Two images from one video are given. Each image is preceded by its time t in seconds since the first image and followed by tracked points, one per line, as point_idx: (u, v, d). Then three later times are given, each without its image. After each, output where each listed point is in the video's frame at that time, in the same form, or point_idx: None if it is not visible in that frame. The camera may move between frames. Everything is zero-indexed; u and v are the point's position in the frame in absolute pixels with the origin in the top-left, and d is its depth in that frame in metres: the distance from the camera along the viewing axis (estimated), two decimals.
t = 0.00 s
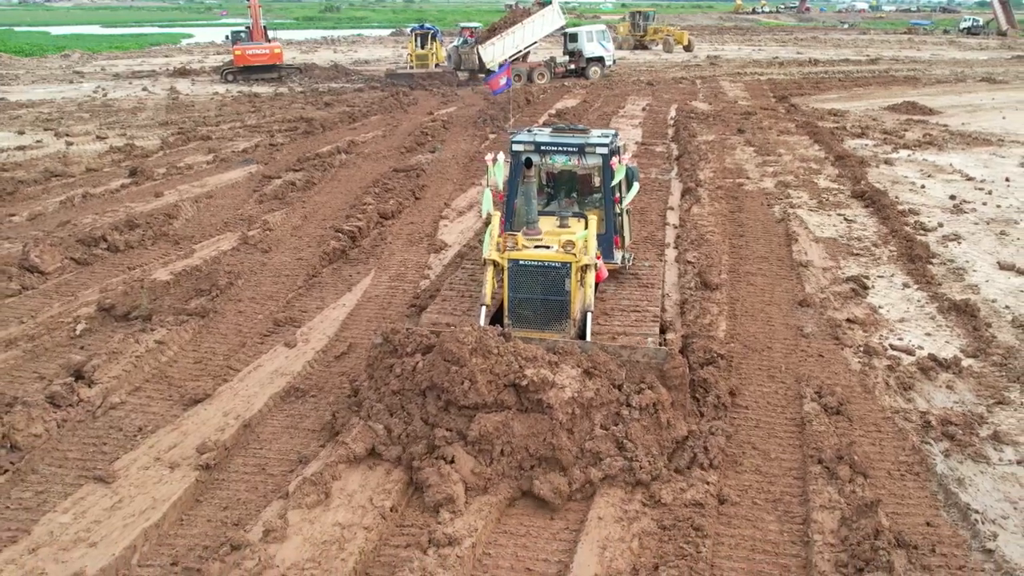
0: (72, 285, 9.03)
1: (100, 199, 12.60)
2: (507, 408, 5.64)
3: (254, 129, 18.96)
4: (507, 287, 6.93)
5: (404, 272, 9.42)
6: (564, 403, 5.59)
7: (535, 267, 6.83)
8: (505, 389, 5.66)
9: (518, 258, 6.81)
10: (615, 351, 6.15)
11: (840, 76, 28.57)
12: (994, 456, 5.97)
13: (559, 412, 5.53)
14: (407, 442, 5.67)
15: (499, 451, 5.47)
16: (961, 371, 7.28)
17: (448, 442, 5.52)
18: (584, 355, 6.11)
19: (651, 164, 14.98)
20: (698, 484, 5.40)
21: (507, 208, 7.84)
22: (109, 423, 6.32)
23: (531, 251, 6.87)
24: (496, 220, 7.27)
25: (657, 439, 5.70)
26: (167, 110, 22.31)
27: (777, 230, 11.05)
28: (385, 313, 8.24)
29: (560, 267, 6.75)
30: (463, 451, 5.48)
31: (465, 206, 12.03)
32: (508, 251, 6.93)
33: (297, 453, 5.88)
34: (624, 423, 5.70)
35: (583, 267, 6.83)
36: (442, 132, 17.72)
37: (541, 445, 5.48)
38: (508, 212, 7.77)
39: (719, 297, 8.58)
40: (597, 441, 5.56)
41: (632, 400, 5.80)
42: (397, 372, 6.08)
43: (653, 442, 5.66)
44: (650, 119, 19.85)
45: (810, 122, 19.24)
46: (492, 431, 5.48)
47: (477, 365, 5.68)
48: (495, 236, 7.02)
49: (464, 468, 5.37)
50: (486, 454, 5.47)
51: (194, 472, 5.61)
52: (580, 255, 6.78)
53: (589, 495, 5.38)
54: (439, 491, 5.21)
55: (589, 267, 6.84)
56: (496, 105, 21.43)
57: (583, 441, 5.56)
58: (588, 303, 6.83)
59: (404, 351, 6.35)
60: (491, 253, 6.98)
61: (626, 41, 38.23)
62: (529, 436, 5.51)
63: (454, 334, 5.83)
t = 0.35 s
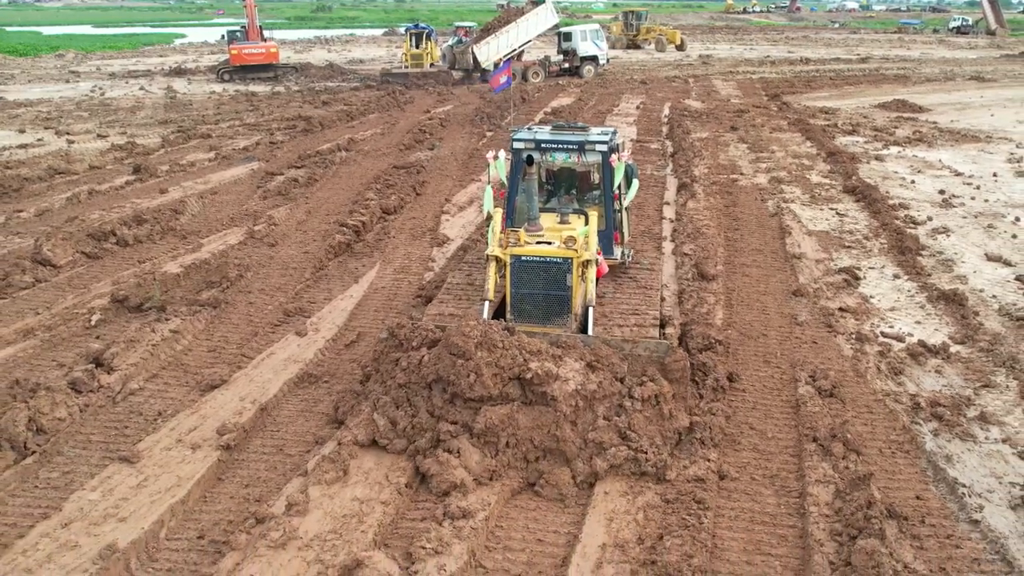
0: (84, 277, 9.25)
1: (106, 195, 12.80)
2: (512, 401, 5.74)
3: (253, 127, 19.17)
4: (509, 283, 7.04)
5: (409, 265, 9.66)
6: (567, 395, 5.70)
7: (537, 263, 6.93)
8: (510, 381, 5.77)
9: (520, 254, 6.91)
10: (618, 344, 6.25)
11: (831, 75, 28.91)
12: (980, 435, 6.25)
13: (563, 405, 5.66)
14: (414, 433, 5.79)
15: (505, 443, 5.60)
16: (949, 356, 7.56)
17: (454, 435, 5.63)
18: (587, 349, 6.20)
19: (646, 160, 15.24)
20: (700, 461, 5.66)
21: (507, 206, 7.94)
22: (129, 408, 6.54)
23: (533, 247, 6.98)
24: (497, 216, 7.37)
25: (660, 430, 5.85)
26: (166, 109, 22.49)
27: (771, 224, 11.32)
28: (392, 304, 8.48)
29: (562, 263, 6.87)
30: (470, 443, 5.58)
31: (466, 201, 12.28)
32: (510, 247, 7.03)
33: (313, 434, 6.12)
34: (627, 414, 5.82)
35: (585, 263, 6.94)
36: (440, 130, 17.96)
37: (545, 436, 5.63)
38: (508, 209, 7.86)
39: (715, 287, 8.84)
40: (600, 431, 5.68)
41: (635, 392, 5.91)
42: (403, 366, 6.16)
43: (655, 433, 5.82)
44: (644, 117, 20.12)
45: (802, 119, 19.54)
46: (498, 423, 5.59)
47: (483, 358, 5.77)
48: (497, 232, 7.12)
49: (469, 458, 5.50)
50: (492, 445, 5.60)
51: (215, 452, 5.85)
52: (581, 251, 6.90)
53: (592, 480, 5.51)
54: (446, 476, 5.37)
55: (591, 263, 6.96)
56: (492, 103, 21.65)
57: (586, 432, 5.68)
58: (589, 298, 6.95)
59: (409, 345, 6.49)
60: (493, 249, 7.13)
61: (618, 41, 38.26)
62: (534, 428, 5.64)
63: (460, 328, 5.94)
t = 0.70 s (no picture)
0: (95, 270, 9.46)
1: (110, 191, 13.00)
2: (515, 394, 5.84)
3: (252, 125, 19.38)
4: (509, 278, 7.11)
5: (412, 258, 9.89)
6: (570, 389, 5.79)
7: (537, 259, 7.00)
8: (514, 375, 5.87)
9: (521, 250, 6.98)
10: (619, 339, 6.40)
11: (823, 74, 29.25)
12: (966, 416, 6.52)
13: (565, 398, 5.74)
14: (419, 425, 5.90)
15: (508, 435, 5.68)
16: (937, 344, 7.83)
17: (459, 428, 5.74)
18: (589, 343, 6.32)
19: (641, 158, 15.50)
20: (699, 440, 5.93)
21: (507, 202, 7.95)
22: (147, 394, 6.76)
23: (533, 243, 7.05)
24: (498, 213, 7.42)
25: (661, 422, 5.95)
26: (164, 107, 22.68)
27: (764, 218, 11.59)
28: (397, 296, 8.71)
29: (563, 259, 6.93)
30: (475, 436, 5.70)
31: (465, 197, 12.53)
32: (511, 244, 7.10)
33: (327, 418, 6.36)
34: (628, 407, 5.91)
35: (585, 259, 7.00)
36: (437, 128, 18.19)
37: (548, 429, 5.71)
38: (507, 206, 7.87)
39: (711, 279, 9.10)
40: (601, 423, 5.78)
41: (636, 385, 6.00)
42: (408, 359, 6.27)
43: (656, 425, 5.91)
44: (639, 116, 20.38)
45: (794, 117, 19.85)
46: (502, 416, 5.68)
47: (487, 352, 5.90)
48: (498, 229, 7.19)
49: (472, 450, 5.61)
50: (496, 438, 5.69)
51: (234, 434, 6.08)
52: (581, 247, 6.96)
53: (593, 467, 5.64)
54: (450, 466, 5.49)
55: (591, 259, 7.02)
56: (488, 101, 21.88)
57: (587, 424, 5.78)
58: (590, 293, 7.01)
59: (414, 340, 6.67)
60: (494, 246, 7.22)
61: (612, 40, 38.79)
62: (536, 421, 5.72)
63: (464, 323, 6.12)
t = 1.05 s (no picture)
0: (106, 264, 9.67)
1: (116, 189, 13.19)
2: (519, 389, 5.94)
3: (252, 124, 19.58)
4: (512, 276, 7.28)
5: (416, 252, 10.11)
6: (572, 383, 5.89)
7: (539, 256, 7.18)
8: (518, 370, 5.97)
9: (524, 248, 7.16)
10: (620, 333, 6.36)
11: (816, 73, 29.56)
12: (955, 401, 6.78)
13: (568, 392, 5.84)
14: (423, 420, 5.97)
15: (513, 430, 5.78)
16: (927, 333, 8.08)
17: (463, 422, 5.85)
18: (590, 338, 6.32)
19: (637, 155, 15.73)
20: (700, 421, 6.17)
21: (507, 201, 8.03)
22: (163, 382, 6.98)
23: (535, 241, 7.23)
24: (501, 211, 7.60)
25: (664, 415, 5.98)
26: (165, 107, 22.87)
27: (759, 214, 11.84)
28: (403, 288, 8.93)
29: (564, 256, 7.11)
30: (480, 431, 5.80)
31: (466, 194, 12.76)
32: (514, 242, 7.28)
33: (339, 403, 6.58)
34: (631, 400, 5.96)
35: (586, 256, 7.17)
36: (436, 127, 18.39)
37: (551, 423, 5.81)
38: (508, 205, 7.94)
39: (708, 271, 9.33)
40: (603, 416, 5.86)
41: (638, 378, 6.05)
42: (413, 354, 6.27)
43: (659, 418, 5.94)
44: (635, 114, 20.61)
45: (788, 116, 20.11)
46: (506, 411, 5.79)
47: (491, 348, 5.95)
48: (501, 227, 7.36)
49: (479, 444, 5.72)
50: (501, 432, 5.79)
51: (251, 419, 6.30)
52: (582, 244, 7.13)
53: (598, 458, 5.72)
54: (457, 457, 5.62)
55: (592, 256, 7.19)
56: (486, 100, 22.09)
57: (590, 418, 5.87)
58: (591, 288, 7.17)
59: (418, 335, 6.59)
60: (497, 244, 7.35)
61: (605, 40, 38.58)
62: (540, 415, 5.83)
63: (468, 317, 6.07)
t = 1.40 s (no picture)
0: (116, 259, 9.86)
1: (121, 186, 13.37)
2: (523, 385, 6.03)
3: (252, 123, 19.76)
4: (514, 273, 7.20)
5: (419, 247, 10.30)
6: (576, 379, 5.98)
7: (541, 254, 7.09)
8: (522, 366, 6.06)
9: (526, 245, 7.07)
10: (622, 330, 6.53)
11: (810, 72, 29.86)
12: (946, 387, 7.02)
13: (571, 388, 5.93)
14: (428, 415, 6.04)
15: (517, 426, 5.85)
16: (919, 324, 8.31)
17: (468, 419, 5.90)
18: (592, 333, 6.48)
19: (634, 153, 15.95)
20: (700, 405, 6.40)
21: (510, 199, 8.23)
22: (177, 371, 7.18)
23: (538, 238, 7.14)
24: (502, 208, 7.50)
25: (666, 410, 6.08)
26: (165, 106, 23.04)
27: (755, 209, 12.07)
28: (408, 281, 9.14)
29: (567, 254, 7.03)
30: (484, 427, 5.85)
31: (467, 190, 12.97)
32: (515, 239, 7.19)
33: (350, 390, 6.80)
34: (633, 395, 6.08)
35: (588, 253, 7.10)
36: (436, 125, 18.60)
37: (555, 419, 5.88)
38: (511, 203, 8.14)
39: (706, 265, 9.55)
40: (606, 411, 5.96)
41: (640, 373, 6.19)
42: (417, 350, 6.30)
43: (661, 412, 6.04)
44: (631, 113, 20.83)
45: (782, 114, 20.35)
46: (511, 407, 5.85)
47: (495, 344, 6.00)
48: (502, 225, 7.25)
49: (483, 440, 5.77)
50: (505, 428, 5.85)
51: (265, 405, 6.51)
52: (584, 242, 7.06)
53: (602, 452, 5.81)
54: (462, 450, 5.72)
55: (594, 254, 7.12)
56: (483, 99, 22.29)
57: (592, 413, 5.97)
58: (592, 286, 7.11)
59: (423, 332, 6.60)
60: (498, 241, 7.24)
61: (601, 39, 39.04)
62: (544, 410, 5.91)
63: (473, 314, 6.12)
